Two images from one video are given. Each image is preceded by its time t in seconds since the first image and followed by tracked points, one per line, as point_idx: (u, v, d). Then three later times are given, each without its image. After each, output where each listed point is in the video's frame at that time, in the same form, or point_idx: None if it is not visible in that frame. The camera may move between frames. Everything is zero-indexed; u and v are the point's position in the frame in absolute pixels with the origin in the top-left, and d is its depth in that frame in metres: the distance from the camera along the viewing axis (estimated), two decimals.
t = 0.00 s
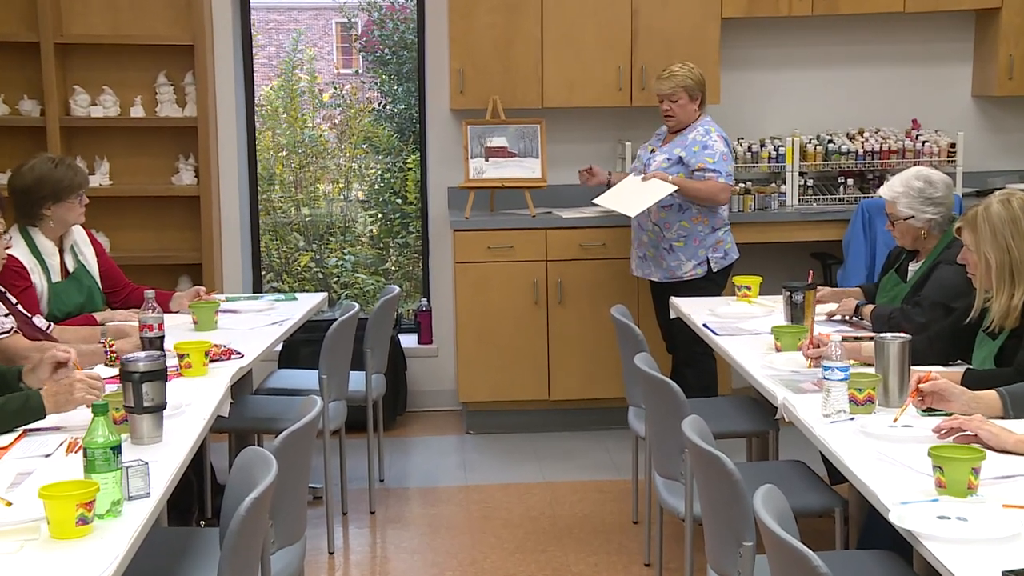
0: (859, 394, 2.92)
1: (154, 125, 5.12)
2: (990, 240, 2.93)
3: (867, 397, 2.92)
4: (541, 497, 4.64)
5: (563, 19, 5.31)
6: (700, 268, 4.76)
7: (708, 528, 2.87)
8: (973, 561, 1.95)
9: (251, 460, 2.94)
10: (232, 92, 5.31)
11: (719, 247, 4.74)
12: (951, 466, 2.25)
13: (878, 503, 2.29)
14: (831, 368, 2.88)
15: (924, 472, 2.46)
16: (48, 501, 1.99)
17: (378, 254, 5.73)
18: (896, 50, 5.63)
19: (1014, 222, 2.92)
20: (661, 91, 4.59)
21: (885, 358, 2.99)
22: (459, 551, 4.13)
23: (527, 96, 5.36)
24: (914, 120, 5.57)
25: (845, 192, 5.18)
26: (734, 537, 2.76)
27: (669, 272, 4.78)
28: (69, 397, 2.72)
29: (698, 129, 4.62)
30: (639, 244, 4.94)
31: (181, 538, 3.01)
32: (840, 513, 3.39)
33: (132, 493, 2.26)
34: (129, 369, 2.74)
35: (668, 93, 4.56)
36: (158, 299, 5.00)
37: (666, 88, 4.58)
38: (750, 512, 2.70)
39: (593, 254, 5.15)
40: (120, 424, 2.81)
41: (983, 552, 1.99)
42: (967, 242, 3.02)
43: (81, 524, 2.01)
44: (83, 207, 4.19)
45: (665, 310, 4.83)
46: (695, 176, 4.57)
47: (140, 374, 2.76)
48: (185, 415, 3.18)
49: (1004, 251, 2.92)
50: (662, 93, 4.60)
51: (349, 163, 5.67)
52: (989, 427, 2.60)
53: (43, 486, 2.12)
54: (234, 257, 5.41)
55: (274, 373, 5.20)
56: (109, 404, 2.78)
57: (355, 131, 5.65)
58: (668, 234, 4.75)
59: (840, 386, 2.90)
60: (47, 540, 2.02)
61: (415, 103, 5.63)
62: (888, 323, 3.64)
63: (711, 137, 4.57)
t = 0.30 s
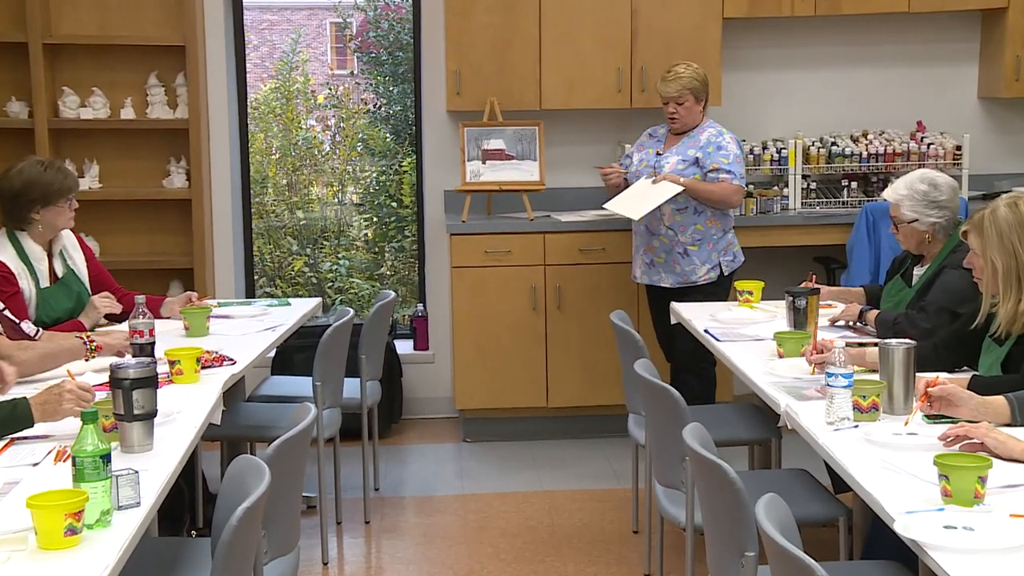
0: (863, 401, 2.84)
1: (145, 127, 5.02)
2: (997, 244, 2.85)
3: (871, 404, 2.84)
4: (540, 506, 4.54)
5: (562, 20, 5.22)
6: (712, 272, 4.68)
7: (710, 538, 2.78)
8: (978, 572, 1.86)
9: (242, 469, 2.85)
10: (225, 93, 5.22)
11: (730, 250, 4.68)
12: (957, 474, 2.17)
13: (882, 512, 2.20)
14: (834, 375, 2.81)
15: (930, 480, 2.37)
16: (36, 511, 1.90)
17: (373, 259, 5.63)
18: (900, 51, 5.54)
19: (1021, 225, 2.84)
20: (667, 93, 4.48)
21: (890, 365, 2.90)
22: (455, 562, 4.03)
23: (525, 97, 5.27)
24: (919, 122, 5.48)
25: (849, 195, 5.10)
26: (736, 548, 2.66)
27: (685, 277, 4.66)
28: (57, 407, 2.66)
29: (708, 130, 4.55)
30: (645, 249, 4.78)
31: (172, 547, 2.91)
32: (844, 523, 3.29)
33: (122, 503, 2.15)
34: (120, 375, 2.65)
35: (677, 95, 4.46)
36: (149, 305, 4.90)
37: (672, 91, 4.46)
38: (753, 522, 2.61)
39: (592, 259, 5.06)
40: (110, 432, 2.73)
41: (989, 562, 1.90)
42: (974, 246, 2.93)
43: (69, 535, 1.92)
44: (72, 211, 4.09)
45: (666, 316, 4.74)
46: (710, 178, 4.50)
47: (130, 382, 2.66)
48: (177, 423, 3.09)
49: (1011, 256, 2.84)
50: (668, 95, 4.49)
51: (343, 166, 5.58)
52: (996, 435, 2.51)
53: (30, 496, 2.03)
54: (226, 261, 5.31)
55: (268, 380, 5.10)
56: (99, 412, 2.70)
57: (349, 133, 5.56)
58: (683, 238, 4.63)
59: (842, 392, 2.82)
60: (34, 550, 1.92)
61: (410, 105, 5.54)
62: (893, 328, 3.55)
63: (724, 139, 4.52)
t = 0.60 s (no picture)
0: (866, 409, 2.73)
1: (133, 129, 4.92)
2: (1006, 247, 2.75)
3: (875, 412, 2.74)
4: (536, 516, 4.44)
5: (561, 20, 5.13)
6: (726, 276, 4.61)
7: (710, 548, 2.69)
8: None
9: (233, 478, 2.76)
10: (216, 94, 5.12)
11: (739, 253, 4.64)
12: (963, 484, 2.07)
13: (886, 523, 2.10)
14: (837, 383, 2.73)
15: (935, 490, 2.27)
16: (20, 522, 1.80)
17: (366, 263, 5.52)
18: (904, 52, 5.45)
19: None
20: (673, 96, 4.35)
21: (893, 371, 2.79)
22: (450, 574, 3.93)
23: (522, 99, 5.17)
24: (923, 125, 5.38)
25: (852, 199, 4.96)
26: (737, 559, 2.57)
27: (702, 282, 4.57)
28: (43, 416, 2.55)
29: (717, 131, 4.47)
30: (655, 254, 4.63)
31: (161, 559, 2.80)
32: (847, 531, 3.17)
33: (109, 514, 2.05)
34: (107, 383, 2.57)
35: (685, 98, 4.35)
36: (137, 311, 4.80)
37: (679, 94, 4.35)
38: (754, 532, 2.52)
39: (590, 264, 4.96)
40: (98, 442, 2.62)
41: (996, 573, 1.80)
42: (983, 249, 2.84)
43: (54, 546, 1.82)
44: (59, 216, 3.98)
45: (666, 322, 4.64)
46: (726, 180, 4.42)
47: (118, 390, 2.57)
48: (165, 432, 2.99)
49: (1021, 259, 2.73)
50: (674, 98, 4.37)
51: (336, 169, 5.47)
52: (1002, 444, 2.42)
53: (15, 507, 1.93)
54: (216, 266, 5.20)
55: (259, 389, 4.99)
56: (86, 422, 2.59)
57: (342, 136, 5.46)
58: (700, 242, 4.52)
59: (846, 400, 2.70)
60: (18, 562, 1.82)
61: (405, 107, 5.44)
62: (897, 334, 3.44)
63: (735, 140, 4.45)
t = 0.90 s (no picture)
0: (870, 415, 2.63)
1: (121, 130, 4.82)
2: (1019, 251, 2.66)
3: (879, 419, 2.63)
4: (533, 526, 4.33)
5: (558, 19, 5.03)
6: (732, 283, 4.56)
7: (710, 559, 2.62)
8: None
9: (223, 486, 2.68)
10: (206, 95, 5.02)
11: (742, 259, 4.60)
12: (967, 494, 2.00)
13: (890, 533, 2.05)
14: (841, 390, 2.62)
15: (940, 499, 2.21)
16: (4, 532, 1.76)
17: (359, 267, 5.42)
18: (908, 51, 5.36)
19: None
20: (678, 98, 4.24)
21: (897, 377, 2.70)
22: None
23: (518, 100, 5.07)
24: (927, 126, 5.29)
25: (855, 202, 4.88)
26: (738, 569, 2.51)
27: (712, 289, 4.49)
28: (29, 424, 2.47)
29: (722, 133, 4.40)
30: (663, 261, 4.51)
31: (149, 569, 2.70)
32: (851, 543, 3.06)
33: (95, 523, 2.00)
34: (94, 391, 2.44)
35: (692, 101, 4.25)
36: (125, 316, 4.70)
37: (686, 97, 4.24)
38: (755, 542, 2.46)
39: (587, 268, 4.86)
40: (84, 449, 2.50)
41: None
42: (993, 253, 2.73)
43: (42, 557, 1.78)
44: (45, 219, 3.85)
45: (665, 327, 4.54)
46: (735, 184, 4.35)
47: (105, 397, 2.45)
48: (152, 439, 2.90)
49: None
50: (680, 101, 4.26)
51: (328, 171, 5.37)
52: (1008, 452, 2.34)
53: None
54: (206, 270, 5.10)
55: (250, 395, 4.88)
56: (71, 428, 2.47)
57: (334, 137, 5.36)
58: (711, 248, 4.45)
59: (848, 407, 2.61)
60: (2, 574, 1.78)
61: (399, 107, 5.34)
62: (901, 339, 3.31)
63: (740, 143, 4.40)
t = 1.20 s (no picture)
0: (874, 421, 2.55)
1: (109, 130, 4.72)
2: None
3: (884, 425, 2.55)
4: (531, 535, 4.23)
5: (556, 17, 4.93)
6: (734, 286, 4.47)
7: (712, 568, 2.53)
8: None
9: (213, 495, 2.58)
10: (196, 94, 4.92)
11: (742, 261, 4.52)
12: (973, 501, 1.93)
13: (895, 541, 1.97)
14: (845, 395, 2.55)
15: (947, 507, 2.12)
16: None
17: (353, 270, 5.32)
18: (912, 50, 5.26)
19: None
20: (681, 99, 4.13)
21: (902, 382, 2.61)
22: None
23: (515, 99, 4.97)
24: (933, 126, 5.19)
25: (859, 203, 4.78)
26: None
27: (716, 294, 4.40)
28: (15, 433, 2.38)
29: (721, 134, 4.31)
30: (666, 266, 4.38)
31: None
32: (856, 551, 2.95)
33: (83, 534, 1.90)
34: (81, 396, 2.35)
35: (695, 100, 4.14)
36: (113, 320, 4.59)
37: (688, 97, 4.13)
38: (757, 551, 2.37)
39: (586, 271, 4.76)
40: (70, 457, 2.41)
41: None
42: (998, 255, 2.64)
43: (26, 567, 1.67)
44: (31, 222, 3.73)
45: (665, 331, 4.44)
46: (738, 186, 4.28)
47: (93, 403, 2.36)
48: (141, 446, 2.80)
49: None
50: (682, 101, 4.15)
51: (321, 172, 5.27)
52: (1016, 458, 2.26)
53: None
54: (196, 273, 4.99)
55: (241, 401, 4.77)
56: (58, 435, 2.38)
57: (327, 137, 5.26)
58: (715, 252, 4.35)
59: (853, 412, 2.55)
60: None
61: (394, 106, 5.24)
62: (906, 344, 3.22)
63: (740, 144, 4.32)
